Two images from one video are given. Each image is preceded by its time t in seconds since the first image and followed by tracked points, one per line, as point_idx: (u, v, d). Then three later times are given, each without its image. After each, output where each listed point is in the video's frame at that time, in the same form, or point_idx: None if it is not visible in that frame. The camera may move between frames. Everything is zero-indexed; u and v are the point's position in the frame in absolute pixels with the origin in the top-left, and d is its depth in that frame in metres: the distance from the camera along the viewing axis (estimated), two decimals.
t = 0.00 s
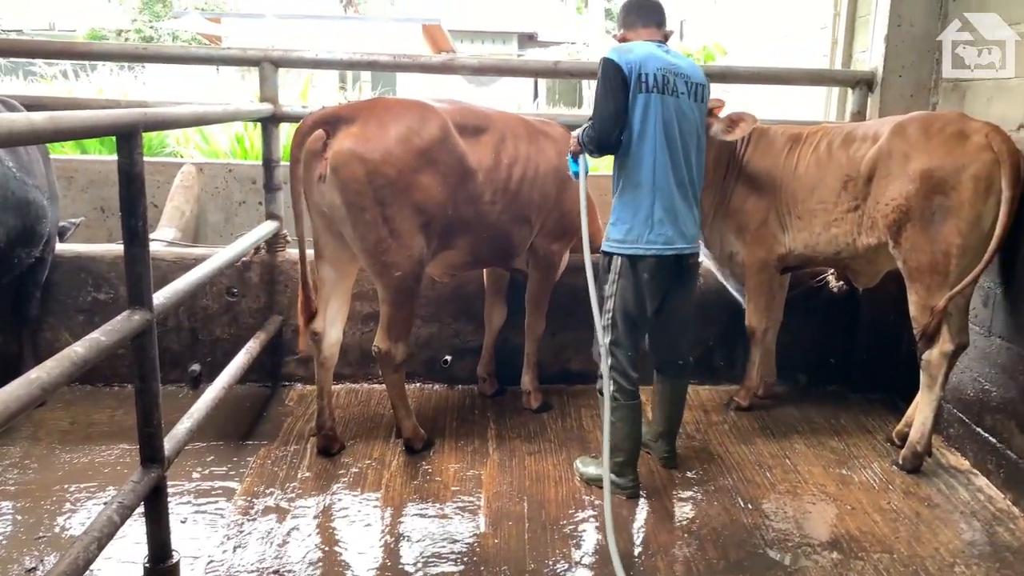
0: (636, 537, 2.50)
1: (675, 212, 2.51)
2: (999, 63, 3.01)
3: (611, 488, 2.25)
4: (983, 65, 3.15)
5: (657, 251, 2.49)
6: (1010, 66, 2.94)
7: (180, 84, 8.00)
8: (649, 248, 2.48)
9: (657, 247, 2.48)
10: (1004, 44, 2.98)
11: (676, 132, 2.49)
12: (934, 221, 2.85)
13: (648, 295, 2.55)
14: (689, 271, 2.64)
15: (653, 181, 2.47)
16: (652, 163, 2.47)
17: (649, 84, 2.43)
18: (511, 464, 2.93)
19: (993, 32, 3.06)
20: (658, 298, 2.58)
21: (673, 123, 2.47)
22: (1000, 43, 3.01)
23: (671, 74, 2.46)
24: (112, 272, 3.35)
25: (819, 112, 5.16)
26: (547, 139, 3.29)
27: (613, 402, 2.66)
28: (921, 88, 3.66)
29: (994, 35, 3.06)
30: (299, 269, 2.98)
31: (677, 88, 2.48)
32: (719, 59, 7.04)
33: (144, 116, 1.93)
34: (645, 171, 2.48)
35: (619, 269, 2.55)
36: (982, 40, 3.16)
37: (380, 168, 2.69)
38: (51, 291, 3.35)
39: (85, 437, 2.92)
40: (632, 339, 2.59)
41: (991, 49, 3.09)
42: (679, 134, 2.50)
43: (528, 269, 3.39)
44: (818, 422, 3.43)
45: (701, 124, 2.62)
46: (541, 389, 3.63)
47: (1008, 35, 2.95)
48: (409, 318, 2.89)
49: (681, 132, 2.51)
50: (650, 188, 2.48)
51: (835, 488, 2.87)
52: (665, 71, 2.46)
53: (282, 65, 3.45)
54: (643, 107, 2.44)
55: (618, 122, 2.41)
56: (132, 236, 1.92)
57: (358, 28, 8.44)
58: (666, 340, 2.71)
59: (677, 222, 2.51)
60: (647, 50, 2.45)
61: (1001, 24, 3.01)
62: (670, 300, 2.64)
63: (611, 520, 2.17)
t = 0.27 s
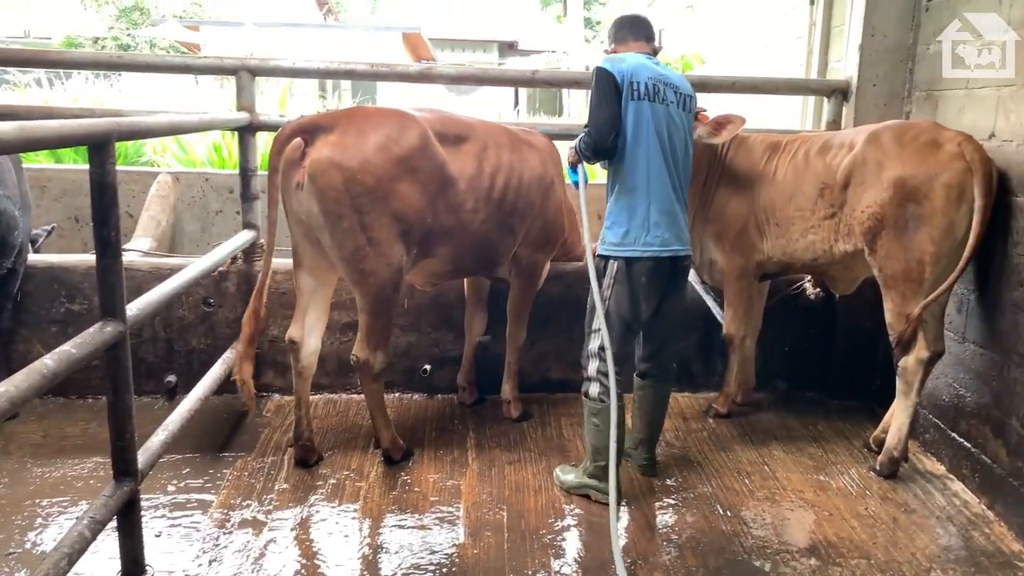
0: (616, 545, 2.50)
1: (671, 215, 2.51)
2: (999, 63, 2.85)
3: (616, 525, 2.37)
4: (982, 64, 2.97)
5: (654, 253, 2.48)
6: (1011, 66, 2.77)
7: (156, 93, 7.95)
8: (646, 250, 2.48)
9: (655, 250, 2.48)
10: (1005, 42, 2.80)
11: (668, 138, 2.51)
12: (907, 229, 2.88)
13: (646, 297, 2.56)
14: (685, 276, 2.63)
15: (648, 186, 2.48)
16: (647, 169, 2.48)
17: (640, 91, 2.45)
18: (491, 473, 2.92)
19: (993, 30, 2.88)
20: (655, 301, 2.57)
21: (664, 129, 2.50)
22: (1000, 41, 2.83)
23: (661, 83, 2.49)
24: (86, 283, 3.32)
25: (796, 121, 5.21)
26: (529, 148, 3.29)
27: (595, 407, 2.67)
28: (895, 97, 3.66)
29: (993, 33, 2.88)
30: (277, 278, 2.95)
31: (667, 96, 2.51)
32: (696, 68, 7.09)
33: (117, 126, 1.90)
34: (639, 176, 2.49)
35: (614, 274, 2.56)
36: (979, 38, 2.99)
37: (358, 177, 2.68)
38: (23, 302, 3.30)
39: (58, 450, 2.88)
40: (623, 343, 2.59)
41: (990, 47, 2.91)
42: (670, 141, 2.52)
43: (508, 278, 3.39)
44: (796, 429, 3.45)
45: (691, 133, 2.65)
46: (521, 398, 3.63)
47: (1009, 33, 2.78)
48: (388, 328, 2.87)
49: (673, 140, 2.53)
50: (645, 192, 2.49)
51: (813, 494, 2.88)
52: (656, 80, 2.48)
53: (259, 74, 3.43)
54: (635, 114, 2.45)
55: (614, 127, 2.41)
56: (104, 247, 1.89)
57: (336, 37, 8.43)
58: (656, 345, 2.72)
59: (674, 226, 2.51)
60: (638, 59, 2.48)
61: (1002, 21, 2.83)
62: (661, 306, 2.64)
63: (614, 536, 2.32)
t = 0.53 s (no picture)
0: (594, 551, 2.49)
1: (652, 223, 2.52)
2: (999, 64, 2.72)
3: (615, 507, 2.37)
4: (977, 64, 2.85)
5: (634, 261, 2.49)
6: (1012, 67, 2.65)
7: (131, 100, 7.89)
8: (626, 258, 2.49)
9: (635, 258, 2.49)
10: (1006, 42, 2.68)
11: (650, 147, 2.51)
12: (878, 236, 2.91)
13: (624, 302, 2.55)
14: (665, 281, 2.65)
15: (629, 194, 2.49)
16: (629, 177, 2.48)
17: (624, 100, 2.44)
18: (470, 481, 2.91)
19: (991, 29, 2.76)
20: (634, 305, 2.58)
21: (648, 138, 2.50)
22: (999, 41, 2.71)
23: (645, 91, 2.48)
24: (57, 292, 3.27)
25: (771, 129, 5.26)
26: (510, 155, 3.28)
27: (580, 410, 2.68)
28: (869, 104, 3.70)
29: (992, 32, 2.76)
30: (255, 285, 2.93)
31: (652, 105, 2.50)
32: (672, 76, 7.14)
33: (88, 132, 1.88)
34: (621, 184, 2.49)
35: (594, 280, 2.56)
36: (975, 37, 2.87)
37: (338, 183, 2.66)
38: None
39: (28, 462, 2.83)
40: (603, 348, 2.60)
41: (989, 46, 2.78)
42: (653, 149, 2.52)
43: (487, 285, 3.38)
44: (774, 433, 3.48)
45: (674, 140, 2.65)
46: (499, 405, 3.62)
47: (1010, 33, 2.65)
48: (367, 335, 2.86)
49: (655, 148, 2.53)
50: (627, 201, 2.50)
51: (790, 498, 2.89)
52: (641, 88, 2.47)
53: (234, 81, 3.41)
54: (619, 123, 2.45)
55: (597, 137, 2.41)
56: (74, 256, 1.86)
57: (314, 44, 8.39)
58: (636, 349, 2.72)
59: (655, 234, 2.53)
60: (623, 67, 2.47)
61: (1001, 19, 2.71)
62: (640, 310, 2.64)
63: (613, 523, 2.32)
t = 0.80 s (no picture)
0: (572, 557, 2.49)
1: (628, 230, 2.52)
2: (999, 63, 2.60)
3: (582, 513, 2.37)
4: (977, 65, 2.73)
5: (609, 268, 2.50)
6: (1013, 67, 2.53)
7: (104, 106, 7.81)
8: (601, 264, 2.50)
9: (609, 264, 2.50)
10: (1006, 39, 2.57)
11: (626, 154, 2.52)
12: (854, 243, 2.94)
13: (601, 309, 2.56)
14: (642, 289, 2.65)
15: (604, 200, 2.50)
16: (604, 183, 2.49)
17: (599, 106, 2.45)
18: (448, 488, 2.90)
19: (990, 28, 2.64)
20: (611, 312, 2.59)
21: (623, 145, 2.50)
22: (1000, 39, 2.59)
23: (621, 98, 2.49)
24: (27, 300, 3.22)
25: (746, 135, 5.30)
26: (490, 161, 3.28)
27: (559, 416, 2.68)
28: (842, 111, 3.75)
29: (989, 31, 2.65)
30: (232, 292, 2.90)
31: (627, 111, 2.50)
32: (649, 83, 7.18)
33: (59, 138, 1.85)
34: (596, 190, 2.50)
35: (569, 286, 2.58)
36: (973, 37, 2.75)
37: (315, 188, 2.65)
38: None
39: None
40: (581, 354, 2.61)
41: (989, 46, 2.66)
42: (629, 156, 2.53)
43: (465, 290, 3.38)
44: (751, 437, 3.50)
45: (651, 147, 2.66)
46: (478, 412, 3.61)
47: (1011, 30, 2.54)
48: (344, 342, 2.84)
49: (630, 154, 2.54)
50: (602, 207, 2.51)
51: (768, 501, 2.91)
52: (616, 95, 2.48)
53: (209, 86, 3.39)
54: (594, 129, 2.46)
55: (572, 143, 2.42)
56: (45, 263, 1.83)
57: (290, 50, 8.36)
58: (615, 355, 2.73)
59: (630, 240, 2.53)
60: (599, 74, 2.48)
61: (998, 17, 2.61)
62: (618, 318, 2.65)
63: (581, 521, 2.36)
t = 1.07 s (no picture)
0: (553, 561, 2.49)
1: (597, 235, 2.53)
2: (999, 63, 2.50)
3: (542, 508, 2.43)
4: (976, 65, 2.62)
5: (577, 274, 2.51)
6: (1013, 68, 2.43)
7: (78, 110, 7.72)
8: (569, 269, 2.50)
9: (577, 270, 2.51)
10: (1004, 38, 2.47)
11: (596, 159, 2.53)
12: (831, 249, 2.95)
13: (571, 315, 2.57)
14: (612, 295, 2.66)
15: (572, 206, 2.51)
16: (572, 188, 2.50)
17: (570, 111, 2.46)
18: (428, 494, 2.89)
19: (988, 28, 2.55)
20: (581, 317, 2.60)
21: (593, 150, 2.51)
22: (998, 37, 2.50)
23: (593, 103, 2.50)
24: None
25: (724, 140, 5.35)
26: (471, 166, 3.27)
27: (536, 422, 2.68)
28: (818, 116, 3.79)
29: (986, 31, 2.56)
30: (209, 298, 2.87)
31: (598, 117, 2.51)
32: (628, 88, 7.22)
33: (31, 143, 1.83)
34: (566, 194, 2.51)
35: (540, 292, 2.59)
36: (973, 37, 2.65)
37: (292, 193, 2.64)
38: None
39: None
40: (556, 360, 2.62)
41: (987, 45, 2.55)
42: (599, 161, 2.53)
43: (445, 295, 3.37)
44: (731, 440, 3.52)
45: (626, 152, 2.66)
46: (458, 417, 3.60)
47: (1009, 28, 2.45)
48: (323, 348, 2.82)
49: (601, 160, 2.54)
50: (571, 212, 2.51)
51: (747, 504, 2.93)
52: (587, 100, 2.49)
53: (185, 91, 3.36)
54: (565, 134, 2.47)
55: (540, 147, 2.43)
56: (17, 269, 1.81)
57: (267, 54, 8.30)
58: (590, 360, 2.72)
59: (599, 246, 2.53)
60: (571, 78, 2.49)
61: (994, 17, 2.52)
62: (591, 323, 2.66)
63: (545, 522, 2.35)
